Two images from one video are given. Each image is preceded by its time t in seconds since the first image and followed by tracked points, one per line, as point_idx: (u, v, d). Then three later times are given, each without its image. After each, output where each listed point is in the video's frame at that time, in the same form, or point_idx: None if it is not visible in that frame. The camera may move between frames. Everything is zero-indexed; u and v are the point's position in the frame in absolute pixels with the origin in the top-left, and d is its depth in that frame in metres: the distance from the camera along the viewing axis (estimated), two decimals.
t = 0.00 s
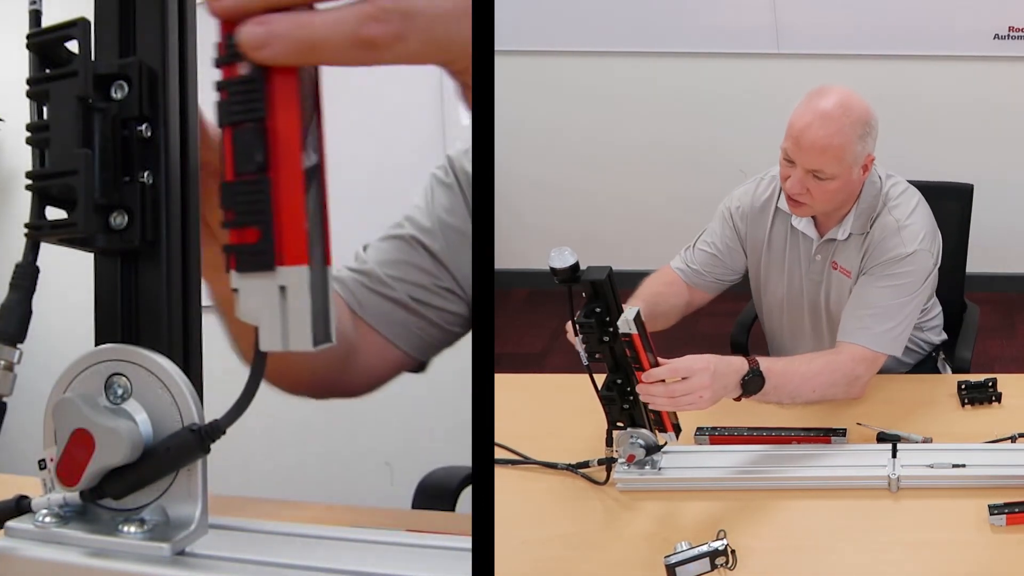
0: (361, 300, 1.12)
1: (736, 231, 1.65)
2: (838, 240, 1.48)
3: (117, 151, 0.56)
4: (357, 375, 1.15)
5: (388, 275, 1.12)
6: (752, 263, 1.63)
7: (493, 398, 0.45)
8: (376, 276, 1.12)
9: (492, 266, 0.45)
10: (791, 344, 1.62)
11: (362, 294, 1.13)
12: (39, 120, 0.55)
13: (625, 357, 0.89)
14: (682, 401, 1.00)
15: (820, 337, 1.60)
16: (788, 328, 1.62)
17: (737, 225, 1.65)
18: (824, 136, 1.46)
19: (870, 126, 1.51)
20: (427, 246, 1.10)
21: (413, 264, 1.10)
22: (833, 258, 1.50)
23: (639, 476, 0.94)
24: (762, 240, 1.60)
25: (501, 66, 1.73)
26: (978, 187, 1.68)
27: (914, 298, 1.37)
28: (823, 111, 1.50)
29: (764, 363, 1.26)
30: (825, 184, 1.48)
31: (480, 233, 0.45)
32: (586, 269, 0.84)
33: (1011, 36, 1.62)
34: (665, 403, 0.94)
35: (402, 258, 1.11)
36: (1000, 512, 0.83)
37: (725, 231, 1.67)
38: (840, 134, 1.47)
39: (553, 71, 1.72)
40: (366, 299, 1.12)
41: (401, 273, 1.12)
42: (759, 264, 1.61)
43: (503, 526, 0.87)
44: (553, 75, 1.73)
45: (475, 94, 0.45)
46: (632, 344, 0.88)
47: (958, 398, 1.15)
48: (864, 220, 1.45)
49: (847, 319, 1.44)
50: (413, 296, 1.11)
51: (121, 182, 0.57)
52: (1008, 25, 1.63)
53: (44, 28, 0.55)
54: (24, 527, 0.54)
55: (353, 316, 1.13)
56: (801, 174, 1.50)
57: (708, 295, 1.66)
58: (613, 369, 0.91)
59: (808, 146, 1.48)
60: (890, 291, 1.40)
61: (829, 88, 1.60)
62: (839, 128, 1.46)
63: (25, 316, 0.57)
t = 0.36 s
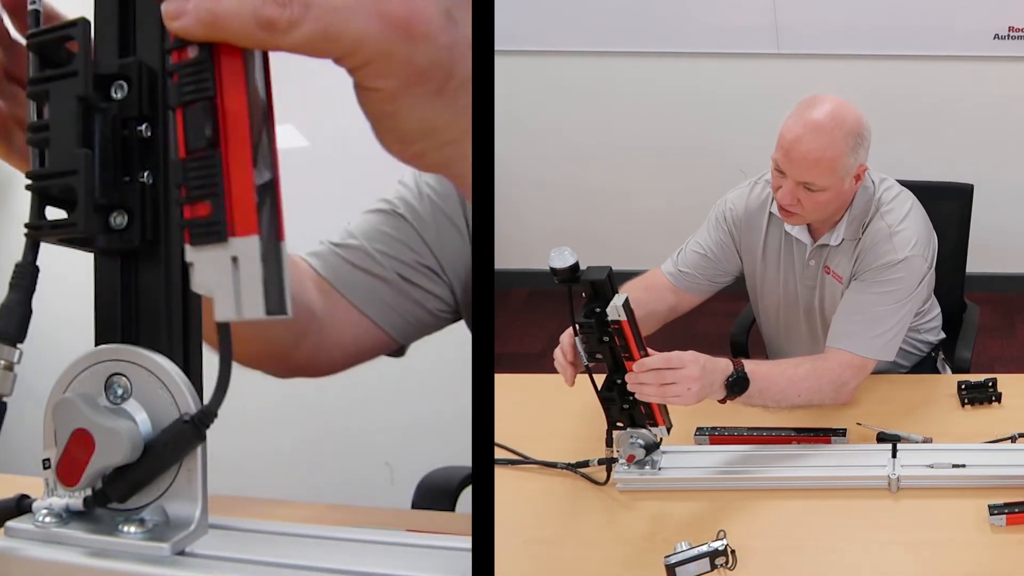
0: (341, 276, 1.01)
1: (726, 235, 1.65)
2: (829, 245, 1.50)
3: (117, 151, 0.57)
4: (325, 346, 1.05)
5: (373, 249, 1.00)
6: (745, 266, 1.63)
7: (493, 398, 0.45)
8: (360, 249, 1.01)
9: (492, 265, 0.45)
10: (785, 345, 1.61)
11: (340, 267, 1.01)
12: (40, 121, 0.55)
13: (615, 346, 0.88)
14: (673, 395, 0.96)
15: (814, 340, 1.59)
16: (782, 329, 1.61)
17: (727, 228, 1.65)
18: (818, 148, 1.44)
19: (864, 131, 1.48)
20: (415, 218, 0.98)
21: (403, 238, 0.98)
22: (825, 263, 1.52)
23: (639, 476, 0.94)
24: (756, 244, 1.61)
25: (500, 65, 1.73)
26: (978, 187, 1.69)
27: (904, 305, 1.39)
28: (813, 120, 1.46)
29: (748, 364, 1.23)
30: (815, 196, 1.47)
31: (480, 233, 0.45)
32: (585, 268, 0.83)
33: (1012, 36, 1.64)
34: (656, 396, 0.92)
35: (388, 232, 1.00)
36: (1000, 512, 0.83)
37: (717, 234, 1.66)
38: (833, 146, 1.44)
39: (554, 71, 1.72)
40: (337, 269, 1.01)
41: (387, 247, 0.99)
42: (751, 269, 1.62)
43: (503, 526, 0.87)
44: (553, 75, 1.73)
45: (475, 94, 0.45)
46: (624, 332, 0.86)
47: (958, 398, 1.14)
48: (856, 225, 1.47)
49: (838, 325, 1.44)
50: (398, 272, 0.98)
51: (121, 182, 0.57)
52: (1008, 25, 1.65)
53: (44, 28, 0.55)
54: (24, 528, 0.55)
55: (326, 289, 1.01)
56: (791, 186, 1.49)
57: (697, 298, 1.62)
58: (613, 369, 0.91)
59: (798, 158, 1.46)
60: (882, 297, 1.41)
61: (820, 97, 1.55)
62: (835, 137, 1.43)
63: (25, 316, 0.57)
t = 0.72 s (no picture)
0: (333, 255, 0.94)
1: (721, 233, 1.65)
2: (825, 245, 1.51)
3: (117, 151, 0.57)
4: (309, 321, 0.98)
5: (370, 231, 0.93)
6: (743, 266, 1.65)
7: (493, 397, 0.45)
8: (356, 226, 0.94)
9: (492, 266, 0.45)
10: (783, 343, 1.64)
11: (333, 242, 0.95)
12: (40, 121, 0.56)
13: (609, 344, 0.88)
14: (665, 388, 0.97)
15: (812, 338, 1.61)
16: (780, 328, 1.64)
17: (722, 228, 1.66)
18: (813, 150, 1.45)
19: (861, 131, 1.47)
20: (413, 204, 0.89)
21: (401, 221, 0.90)
22: (821, 262, 1.53)
23: (640, 476, 0.94)
24: (752, 243, 1.62)
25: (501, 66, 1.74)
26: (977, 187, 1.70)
27: (898, 304, 1.38)
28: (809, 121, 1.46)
29: (738, 364, 1.26)
30: (813, 197, 1.47)
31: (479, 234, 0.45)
32: (585, 268, 0.83)
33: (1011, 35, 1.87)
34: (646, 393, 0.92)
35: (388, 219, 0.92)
36: (1000, 512, 0.83)
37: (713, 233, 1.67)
38: (829, 147, 1.44)
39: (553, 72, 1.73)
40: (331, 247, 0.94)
41: (385, 230, 0.92)
42: (749, 269, 1.64)
43: (503, 526, 0.87)
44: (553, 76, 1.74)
45: (474, 94, 0.45)
46: (614, 328, 0.86)
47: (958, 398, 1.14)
48: (851, 226, 1.47)
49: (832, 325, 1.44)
50: (393, 255, 0.91)
51: (121, 181, 0.57)
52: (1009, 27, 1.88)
53: (43, 30, 0.56)
54: (24, 528, 0.55)
55: (311, 264, 0.95)
56: (789, 187, 1.49)
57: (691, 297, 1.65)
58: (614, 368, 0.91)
59: (796, 159, 1.46)
60: (875, 297, 1.41)
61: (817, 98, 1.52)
62: (831, 139, 1.44)
63: (24, 315, 0.57)
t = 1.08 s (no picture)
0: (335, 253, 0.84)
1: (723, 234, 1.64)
2: (825, 244, 1.50)
3: (117, 151, 0.56)
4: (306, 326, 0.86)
5: (374, 226, 0.82)
6: (744, 266, 1.65)
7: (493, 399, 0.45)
8: (359, 222, 0.83)
9: (492, 268, 0.45)
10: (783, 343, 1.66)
11: (333, 238, 0.84)
12: (40, 120, 0.56)
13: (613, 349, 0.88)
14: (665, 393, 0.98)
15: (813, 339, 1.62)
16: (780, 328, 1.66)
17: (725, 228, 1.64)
18: (810, 150, 1.46)
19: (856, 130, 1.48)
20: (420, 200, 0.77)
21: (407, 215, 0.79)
22: (822, 262, 1.52)
23: (640, 476, 0.93)
24: (754, 243, 1.61)
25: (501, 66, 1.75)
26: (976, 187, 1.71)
27: (900, 302, 1.37)
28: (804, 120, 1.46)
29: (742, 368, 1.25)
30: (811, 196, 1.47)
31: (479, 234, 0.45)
32: (585, 269, 0.83)
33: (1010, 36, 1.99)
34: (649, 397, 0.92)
35: (390, 213, 0.81)
36: (1000, 512, 0.83)
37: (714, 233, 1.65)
38: (825, 147, 1.45)
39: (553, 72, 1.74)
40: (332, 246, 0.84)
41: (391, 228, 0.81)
42: (751, 270, 1.64)
43: (503, 526, 0.87)
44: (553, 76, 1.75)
45: (474, 95, 0.45)
46: (619, 334, 0.86)
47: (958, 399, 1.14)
48: (851, 225, 1.47)
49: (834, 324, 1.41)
50: (399, 253, 0.80)
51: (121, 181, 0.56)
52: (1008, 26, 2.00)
53: (45, 29, 0.57)
54: (24, 528, 0.55)
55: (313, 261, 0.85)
56: (786, 187, 1.49)
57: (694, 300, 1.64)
58: (613, 369, 0.91)
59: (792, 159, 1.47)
60: (875, 296, 1.39)
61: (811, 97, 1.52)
62: (826, 137, 1.44)
63: (24, 315, 0.57)
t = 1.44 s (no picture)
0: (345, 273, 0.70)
1: (725, 236, 1.65)
2: (829, 242, 1.50)
3: (116, 151, 0.57)
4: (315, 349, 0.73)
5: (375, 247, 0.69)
6: (745, 266, 1.64)
7: (493, 401, 0.45)
8: (361, 243, 0.69)
9: (492, 262, 0.45)
10: (785, 346, 1.64)
11: (338, 263, 0.70)
12: (40, 120, 0.56)
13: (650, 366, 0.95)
14: (691, 405, 1.01)
15: (813, 342, 1.61)
16: (782, 332, 1.63)
17: (727, 230, 1.65)
18: (807, 146, 1.46)
19: (853, 125, 1.50)
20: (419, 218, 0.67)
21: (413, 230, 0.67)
22: (825, 261, 1.52)
23: (639, 476, 0.94)
24: (757, 242, 1.61)
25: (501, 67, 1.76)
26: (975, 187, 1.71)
27: (909, 301, 1.38)
28: (801, 117, 1.47)
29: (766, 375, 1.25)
30: (812, 193, 1.48)
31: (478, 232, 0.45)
32: (585, 269, 0.83)
33: (1012, 36, 2.02)
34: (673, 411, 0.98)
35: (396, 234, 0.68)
36: (1000, 512, 0.83)
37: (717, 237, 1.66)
38: (823, 143, 1.45)
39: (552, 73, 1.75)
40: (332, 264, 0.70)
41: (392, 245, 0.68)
42: (755, 269, 1.62)
43: (503, 526, 0.87)
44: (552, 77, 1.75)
45: (474, 98, 0.45)
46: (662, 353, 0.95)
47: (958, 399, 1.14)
48: (854, 223, 1.47)
49: (845, 326, 1.43)
50: (402, 271, 0.68)
51: (121, 182, 0.56)
52: (1008, 26, 2.03)
53: (45, 29, 0.57)
54: (25, 527, 0.55)
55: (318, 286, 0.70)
56: (787, 185, 1.49)
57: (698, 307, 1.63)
58: (613, 369, 0.90)
59: (792, 156, 1.47)
60: (881, 296, 1.41)
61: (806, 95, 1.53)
62: (821, 133, 1.45)
63: (24, 315, 0.57)
